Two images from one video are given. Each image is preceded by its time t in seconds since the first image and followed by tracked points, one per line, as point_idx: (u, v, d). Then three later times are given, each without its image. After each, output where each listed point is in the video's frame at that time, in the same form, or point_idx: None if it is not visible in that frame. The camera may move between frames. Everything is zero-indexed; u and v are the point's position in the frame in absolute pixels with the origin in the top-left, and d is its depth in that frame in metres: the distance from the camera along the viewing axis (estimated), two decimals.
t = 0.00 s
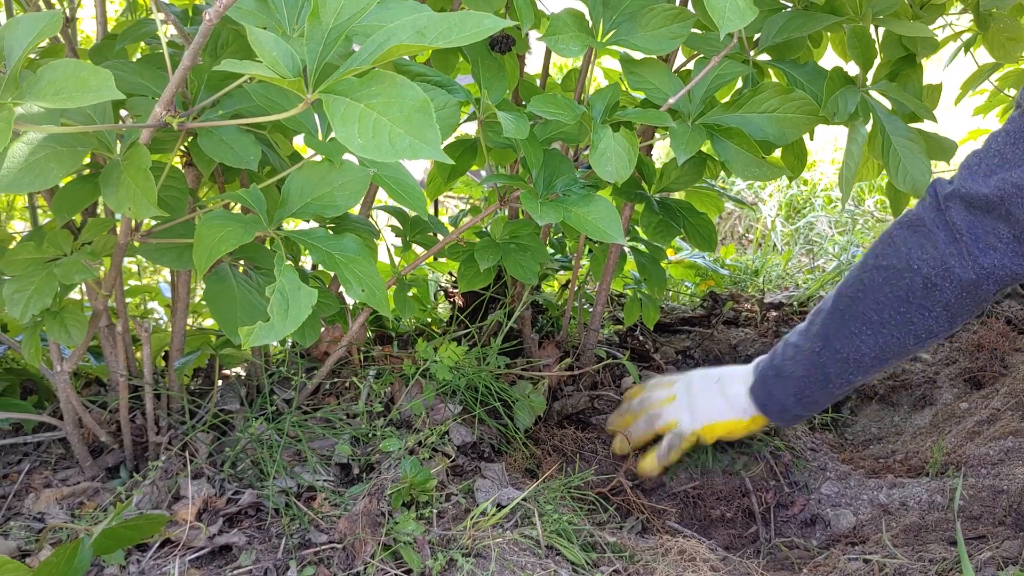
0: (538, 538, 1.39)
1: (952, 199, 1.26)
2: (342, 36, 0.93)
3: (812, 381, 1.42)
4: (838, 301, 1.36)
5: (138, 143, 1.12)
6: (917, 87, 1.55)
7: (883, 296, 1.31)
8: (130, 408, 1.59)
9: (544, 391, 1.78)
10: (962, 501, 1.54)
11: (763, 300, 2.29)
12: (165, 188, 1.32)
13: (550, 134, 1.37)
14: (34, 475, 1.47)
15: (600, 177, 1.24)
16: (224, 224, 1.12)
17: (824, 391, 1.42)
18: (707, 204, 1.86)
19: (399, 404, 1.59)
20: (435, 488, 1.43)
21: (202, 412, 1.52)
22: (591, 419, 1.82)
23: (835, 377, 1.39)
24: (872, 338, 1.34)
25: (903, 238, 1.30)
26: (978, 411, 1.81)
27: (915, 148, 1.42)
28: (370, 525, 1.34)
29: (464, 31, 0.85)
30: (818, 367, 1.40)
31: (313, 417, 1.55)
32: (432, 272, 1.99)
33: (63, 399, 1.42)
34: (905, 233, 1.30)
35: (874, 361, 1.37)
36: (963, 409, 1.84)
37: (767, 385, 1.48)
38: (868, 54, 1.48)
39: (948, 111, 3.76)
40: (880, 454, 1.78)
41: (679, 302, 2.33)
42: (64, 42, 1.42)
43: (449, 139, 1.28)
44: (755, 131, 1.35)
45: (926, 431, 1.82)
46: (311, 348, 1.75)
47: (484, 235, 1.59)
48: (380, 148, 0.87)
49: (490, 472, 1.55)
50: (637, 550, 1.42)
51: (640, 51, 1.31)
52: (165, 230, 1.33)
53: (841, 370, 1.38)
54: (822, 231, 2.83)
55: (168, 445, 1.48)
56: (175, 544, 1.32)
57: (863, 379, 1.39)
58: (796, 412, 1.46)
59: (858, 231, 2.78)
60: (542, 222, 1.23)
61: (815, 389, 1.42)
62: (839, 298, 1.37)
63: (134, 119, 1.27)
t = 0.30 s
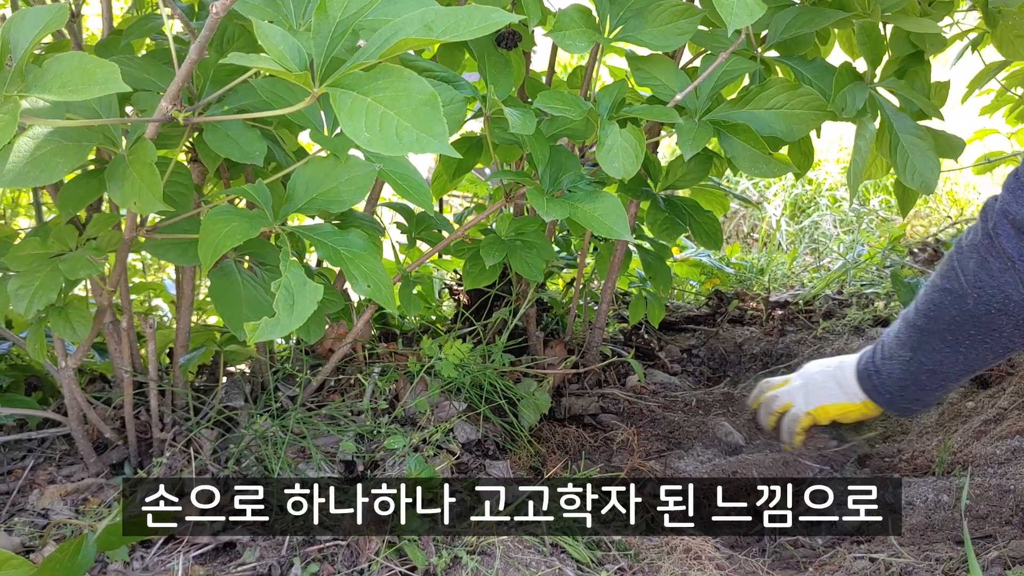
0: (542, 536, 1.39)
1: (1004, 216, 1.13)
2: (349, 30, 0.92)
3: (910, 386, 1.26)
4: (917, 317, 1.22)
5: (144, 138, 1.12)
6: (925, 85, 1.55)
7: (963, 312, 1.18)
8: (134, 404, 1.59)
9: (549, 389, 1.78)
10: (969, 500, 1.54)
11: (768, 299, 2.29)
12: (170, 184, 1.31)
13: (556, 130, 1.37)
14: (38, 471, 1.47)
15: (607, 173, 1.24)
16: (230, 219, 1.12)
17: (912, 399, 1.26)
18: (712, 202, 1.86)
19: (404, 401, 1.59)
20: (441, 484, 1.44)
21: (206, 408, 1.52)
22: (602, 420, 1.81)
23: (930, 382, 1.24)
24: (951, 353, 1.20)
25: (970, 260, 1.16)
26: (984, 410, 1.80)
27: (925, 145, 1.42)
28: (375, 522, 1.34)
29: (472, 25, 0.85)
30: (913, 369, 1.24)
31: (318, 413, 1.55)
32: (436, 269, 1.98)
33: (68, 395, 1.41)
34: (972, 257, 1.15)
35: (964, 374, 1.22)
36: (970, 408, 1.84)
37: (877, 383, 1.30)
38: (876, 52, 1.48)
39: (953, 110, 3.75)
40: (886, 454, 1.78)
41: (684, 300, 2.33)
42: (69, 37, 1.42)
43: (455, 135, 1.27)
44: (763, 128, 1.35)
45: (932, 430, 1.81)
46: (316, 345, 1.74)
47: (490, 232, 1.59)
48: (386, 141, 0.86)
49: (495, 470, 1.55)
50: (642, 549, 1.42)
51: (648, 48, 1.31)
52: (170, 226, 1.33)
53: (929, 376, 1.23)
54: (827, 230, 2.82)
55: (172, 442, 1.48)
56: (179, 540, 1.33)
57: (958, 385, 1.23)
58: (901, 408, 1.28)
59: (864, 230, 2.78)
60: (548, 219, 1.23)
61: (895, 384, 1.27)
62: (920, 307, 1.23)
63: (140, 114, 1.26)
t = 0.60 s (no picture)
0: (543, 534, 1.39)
1: None
2: (351, 28, 0.92)
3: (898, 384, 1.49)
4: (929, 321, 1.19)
5: (146, 135, 1.12)
6: (928, 83, 1.54)
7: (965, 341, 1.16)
8: (136, 402, 1.59)
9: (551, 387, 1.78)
10: (971, 499, 1.53)
11: (770, 297, 2.29)
12: (172, 181, 1.32)
13: (558, 129, 1.37)
14: (40, 468, 1.47)
15: (610, 172, 1.23)
16: (232, 217, 1.12)
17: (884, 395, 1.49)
18: (715, 200, 1.86)
19: (406, 399, 1.59)
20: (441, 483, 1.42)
21: (208, 406, 1.52)
22: (601, 417, 1.82)
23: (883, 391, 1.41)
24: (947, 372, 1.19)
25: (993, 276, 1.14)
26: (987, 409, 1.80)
27: (928, 143, 1.41)
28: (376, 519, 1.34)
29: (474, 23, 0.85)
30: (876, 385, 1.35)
31: (320, 411, 1.55)
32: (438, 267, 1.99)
33: (70, 392, 1.42)
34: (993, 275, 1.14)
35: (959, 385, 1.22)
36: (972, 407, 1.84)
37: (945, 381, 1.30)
38: (880, 49, 1.48)
39: (956, 108, 3.75)
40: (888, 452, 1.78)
41: (686, 299, 2.33)
42: (71, 34, 1.42)
43: (457, 133, 1.27)
44: (765, 127, 1.35)
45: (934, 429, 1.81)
46: (318, 343, 1.75)
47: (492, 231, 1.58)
48: (388, 139, 0.86)
49: (496, 468, 1.55)
50: (644, 547, 1.42)
51: (650, 46, 1.31)
52: (172, 223, 1.33)
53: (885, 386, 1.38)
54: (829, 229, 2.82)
55: (174, 439, 1.48)
56: (181, 538, 1.34)
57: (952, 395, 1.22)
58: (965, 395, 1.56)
59: (866, 228, 2.78)
60: (551, 217, 1.23)
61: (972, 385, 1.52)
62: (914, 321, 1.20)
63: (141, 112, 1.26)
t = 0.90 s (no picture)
0: (542, 534, 1.39)
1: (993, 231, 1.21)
2: (350, 28, 0.92)
3: (854, 408, 1.45)
4: (869, 332, 1.38)
5: (146, 135, 1.12)
6: (928, 83, 1.54)
7: (930, 334, 1.31)
8: (137, 401, 1.60)
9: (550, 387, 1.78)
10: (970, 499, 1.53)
11: (771, 297, 2.29)
12: (172, 182, 1.32)
13: (558, 129, 1.37)
14: (41, 468, 1.48)
15: (609, 172, 1.23)
16: (232, 217, 1.12)
17: (868, 413, 1.44)
18: (715, 200, 1.85)
19: (406, 398, 1.59)
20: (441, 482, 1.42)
21: (208, 405, 1.52)
22: (601, 417, 1.82)
23: (879, 402, 1.42)
24: (915, 371, 1.35)
25: (941, 268, 1.28)
26: (986, 409, 1.80)
27: (927, 143, 1.41)
28: (375, 520, 1.35)
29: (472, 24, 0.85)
30: (862, 398, 1.42)
31: (320, 411, 1.55)
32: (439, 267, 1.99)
33: (70, 392, 1.42)
34: (940, 264, 1.29)
35: (921, 388, 1.37)
36: (971, 407, 1.83)
37: (805, 403, 1.52)
38: (880, 50, 1.47)
39: (957, 108, 3.74)
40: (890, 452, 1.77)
41: (686, 299, 2.33)
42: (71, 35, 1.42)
43: (457, 133, 1.28)
44: (765, 127, 1.35)
45: (933, 429, 1.81)
46: (318, 343, 1.75)
47: (492, 231, 1.58)
48: (387, 140, 0.86)
49: (496, 467, 1.55)
50: (643, 547, 1.42)
51: (650, 46, 1.31)
52: (172, 223, 1.33)
53: (884, 398, 1.41)
54: (830, 229, 2.82)
55: (175, 439, 1.49)
56: (181, 538, 1.34)
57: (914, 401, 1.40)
58: (839, 430, 1.49)
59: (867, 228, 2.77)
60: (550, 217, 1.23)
61: (843, 419, 1.47)
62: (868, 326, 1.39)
63: (141, 112, 1.26)
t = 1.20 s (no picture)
0: (542, 536, 1.39)
1: (944, 202, 1.27)
2: (348, 33, 0.92)
3: (800, 386, 1.48)
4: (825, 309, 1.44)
5: (145, 139, 1.13)
6: (925, 87, 1.54)
7: (870, 302, 1.35)
8: (137, 403, 1.60)
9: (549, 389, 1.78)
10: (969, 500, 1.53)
11: (770, 299, 2.29)
12: (172, 185, 1.32)
13: (556, 131, 1.37)
14: (41, 469, 1.48)
15: (607, 174, 1.24)
16: (231, 220, 1.12)
17: (808, 395, 1.48)
18: (715, 203, 1.86)
19: (405, 400, 1.59)
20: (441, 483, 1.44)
21: (208, 407, 1.52)
22: (600, 418, 1.83)
23: (819, 383, 1.45)
24: (852, 345, 1.39)
25: (894, 241, 1.34)
26: (985, 411, 1.80)
27: (924, 146, 1.42)
28: (375, 521, 1.36)
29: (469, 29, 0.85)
30: (804, 373, 1.46)
31: (319, 413, 1.56)
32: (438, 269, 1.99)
33: (70, 394, 1.42)
34: (895, 238, 1.35)
35: (858, 372, 1.40)
36: (971, 409, 1.84)
37: (755, 387, 1.57)
38: (878, 53, 1.48)
39: (957, 110, 3.74)
40: (890, 453, 1.77)
41: (686, 300, 2.33)
42: (71, 37, 1.43)
43: (455, 136, 1.28)
44: (762, 129, 1.35)
45: (933, 431, 1.81)
46: (318, 344, 1.75)
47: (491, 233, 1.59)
48: (385, 144, 0.87)
49: (495, 469, 1.56)
50: (642, 548, 1.42)
51: (648, 49, 1.31)
52: (172, 226, 1.33)
53: (824, 375, 1.44)
54: (830, 230, 2.82)
55: (175, 441, 1.49)
56: (180, 539, 1.34)
57: (851, 387, 1.43)
58: (779, 414, 1.54)
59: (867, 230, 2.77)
60: (548, 219, 1.23)
61: (789, 401, 1.51)
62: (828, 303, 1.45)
63: (141, 115, 1.27)
